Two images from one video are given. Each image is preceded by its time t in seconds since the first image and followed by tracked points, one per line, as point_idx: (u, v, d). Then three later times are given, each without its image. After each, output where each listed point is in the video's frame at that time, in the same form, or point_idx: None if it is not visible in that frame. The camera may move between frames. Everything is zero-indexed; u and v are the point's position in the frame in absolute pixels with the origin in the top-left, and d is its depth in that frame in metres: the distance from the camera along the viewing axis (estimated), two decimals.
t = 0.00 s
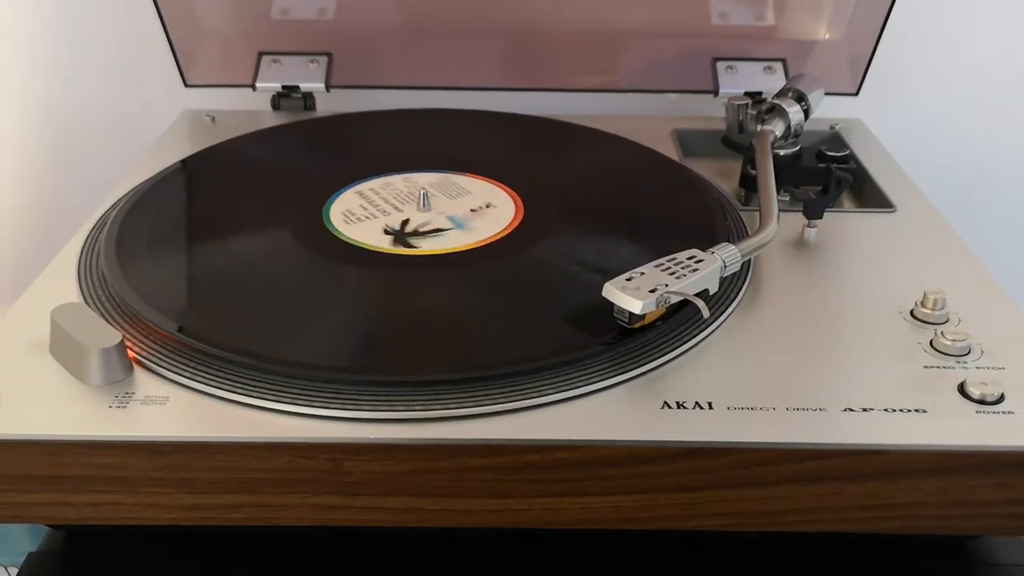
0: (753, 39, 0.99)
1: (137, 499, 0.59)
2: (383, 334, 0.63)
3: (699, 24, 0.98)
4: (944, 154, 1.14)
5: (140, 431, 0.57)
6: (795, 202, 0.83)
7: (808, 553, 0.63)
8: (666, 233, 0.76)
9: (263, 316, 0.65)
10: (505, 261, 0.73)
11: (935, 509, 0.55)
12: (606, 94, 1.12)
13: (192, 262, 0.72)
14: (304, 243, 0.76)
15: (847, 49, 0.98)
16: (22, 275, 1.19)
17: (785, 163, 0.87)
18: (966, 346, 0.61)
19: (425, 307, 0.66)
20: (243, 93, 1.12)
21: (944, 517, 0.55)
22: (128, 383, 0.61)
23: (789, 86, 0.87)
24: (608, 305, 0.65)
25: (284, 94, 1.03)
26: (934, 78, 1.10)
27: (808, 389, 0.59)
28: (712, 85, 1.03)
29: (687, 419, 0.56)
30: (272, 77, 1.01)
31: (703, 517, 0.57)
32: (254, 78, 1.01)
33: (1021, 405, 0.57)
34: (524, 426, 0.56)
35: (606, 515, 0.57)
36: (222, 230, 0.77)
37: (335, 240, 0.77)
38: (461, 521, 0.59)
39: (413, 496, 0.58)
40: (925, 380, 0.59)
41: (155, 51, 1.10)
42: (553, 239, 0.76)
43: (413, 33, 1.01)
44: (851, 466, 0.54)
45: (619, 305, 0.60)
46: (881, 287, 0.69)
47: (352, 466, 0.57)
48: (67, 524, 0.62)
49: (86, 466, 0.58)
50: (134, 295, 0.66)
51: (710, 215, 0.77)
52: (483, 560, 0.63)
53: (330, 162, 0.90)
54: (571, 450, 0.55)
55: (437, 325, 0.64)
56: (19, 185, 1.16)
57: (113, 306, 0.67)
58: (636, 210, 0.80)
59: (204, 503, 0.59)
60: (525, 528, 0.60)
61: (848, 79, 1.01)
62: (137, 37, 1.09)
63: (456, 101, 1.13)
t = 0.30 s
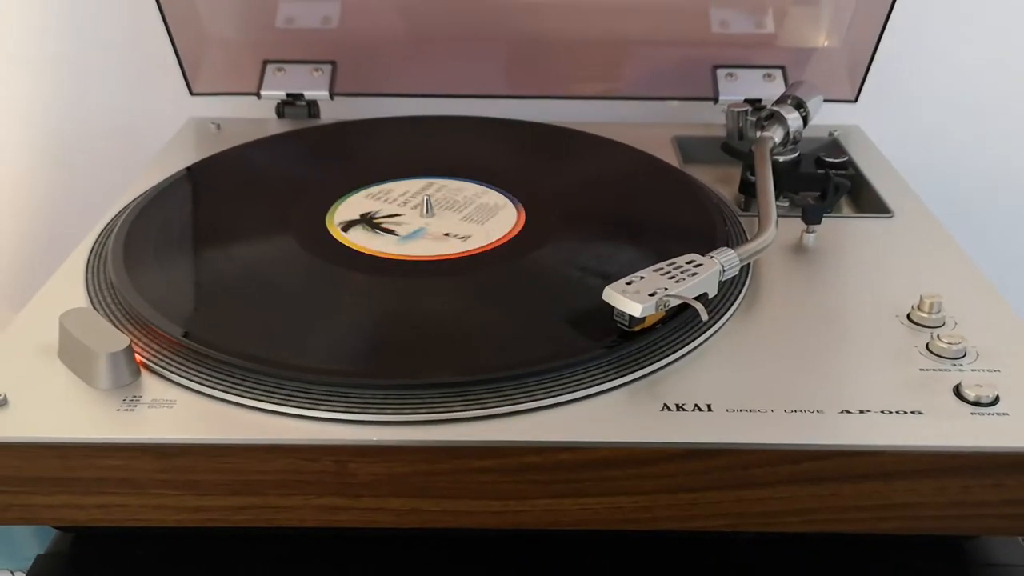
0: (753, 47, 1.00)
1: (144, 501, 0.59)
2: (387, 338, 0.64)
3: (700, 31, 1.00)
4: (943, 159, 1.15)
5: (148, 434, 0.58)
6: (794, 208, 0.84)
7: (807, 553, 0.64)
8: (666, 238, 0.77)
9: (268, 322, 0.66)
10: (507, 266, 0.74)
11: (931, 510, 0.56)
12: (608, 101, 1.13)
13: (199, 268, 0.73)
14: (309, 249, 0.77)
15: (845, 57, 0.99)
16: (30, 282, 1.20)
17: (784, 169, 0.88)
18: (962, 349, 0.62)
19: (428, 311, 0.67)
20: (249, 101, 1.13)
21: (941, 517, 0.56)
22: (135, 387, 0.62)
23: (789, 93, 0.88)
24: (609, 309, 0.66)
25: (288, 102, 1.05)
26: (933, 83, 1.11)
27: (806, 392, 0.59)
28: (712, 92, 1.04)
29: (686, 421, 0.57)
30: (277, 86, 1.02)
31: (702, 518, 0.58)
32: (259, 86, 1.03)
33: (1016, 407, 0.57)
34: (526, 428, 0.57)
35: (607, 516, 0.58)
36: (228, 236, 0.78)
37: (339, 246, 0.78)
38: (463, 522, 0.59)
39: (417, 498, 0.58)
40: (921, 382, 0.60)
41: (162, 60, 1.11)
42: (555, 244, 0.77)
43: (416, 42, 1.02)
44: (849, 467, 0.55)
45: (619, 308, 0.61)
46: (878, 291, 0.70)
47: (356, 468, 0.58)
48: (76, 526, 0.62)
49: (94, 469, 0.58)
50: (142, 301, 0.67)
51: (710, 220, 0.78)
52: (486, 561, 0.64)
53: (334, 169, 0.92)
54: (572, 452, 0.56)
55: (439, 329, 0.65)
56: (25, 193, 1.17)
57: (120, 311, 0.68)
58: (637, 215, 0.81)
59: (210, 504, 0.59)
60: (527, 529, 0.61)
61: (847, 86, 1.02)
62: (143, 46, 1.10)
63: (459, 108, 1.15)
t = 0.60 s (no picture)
0: (751, 50, 1.01)
1: (149, 498, 0.60)
2: (389, 337, 0.65)
3: (699, 35, 1.00)
4: (941, 160, 1.16)
5: (153, 431, 0.59)
6: (792, 208, 0.85)
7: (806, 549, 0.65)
8: (665, 239, 0.78)
9: (272, 321, 0.67)
10: (508, 267, 0.74)
11: (926, 505, 0.57)
12: (607, 104, 1.14)
13: (203, 269, 0.74)
14: (312, 250, 0.78)
15: (843, 60, 1.00)
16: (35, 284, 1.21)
17: (782, 170, 0.89)
18: (957, 347, 0.63)
19: (430, 310, 0.68)
20: (252, 104, 1.14)
21: (936, 513, 0.57)
22: (141, 386, 0.63)
23: (786, 95, 0.89)
24: (608, 308, 0.67)
25: (291, 106, 1.05)
26: (930, 85, 1.11)
27: (803, 389, 0.60)
28: (711, 95, 1.05)
29: (684, 417, 0.58)
30: (281, 89, 1.03)
31: (702, 514, 0.58)
32: (263, 90, 1.03)
33: (1010, 403, 0.58)
34: (526, 425, 0.58)
35: (607, 512, 0.59)
36: (232, 238, 0.79)
37: (342, 247, 0.79)
38: (465, 518, 0.60)
39: (419, 494, 0.59)
40: (917, 379, 0.61)
41: (166, 64, 1.12)
42: (555, 245, 0.78)
43: (417, 46, 1.03)
44: (844, 463, 0.56)
45: (617, 307, 0.62)
46: (875, 291, 0.71)
47: (358, 464, 0.58)
48: (82, 523, 0.63)
49: (100, 466, 0.59)
50: (147, 301, 0.68)
51: (709, 221, 0.79)
52: (488, 557, 0.65)
53: (336, 171, 0.92)
54: (573, 448, 0.57)
55: (441, 328, 0.65)
56: (30, 196, 1.18)
57: (125, 311, 0.69)
58: (636, 217, 0.82)
59: (215, 501, 0.60)
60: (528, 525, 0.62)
61: (845, 89, 1.03)
62: (147, 51, 1.11)
63: (460, 112, 1.15)
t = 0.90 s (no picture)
0: (750, 50, 1.02)
1: (155, 491, 0.61)
2: (392, 332, 0.66)
3: (698, 35, 1.01)
4: (938, 160, 1.17)
5: (160, 424, 0.60)
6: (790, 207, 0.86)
7: (803, 542, 0.66)
8: (664, 236, 0.79)
9: (276, 316, 0.68)
10: (509, 263, 0.75)
11: (919, 496, 0.58)
12: (607, 104, 1.15)
13: (208, 266, 0.75)
14: (315, 247, 0.79)
15: (841, 60, 1.01)
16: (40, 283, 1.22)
17: (780, 169, 0.90)
18: (952, 341, 0.64)
19: (433, 306, 0.69)
20: (255, 105, 1.15)
21: (929, 504, 0.58)
22: (147, 380, 0.64)
23: (784, 95, 0.90)
24: (608, 304, 0.68)
25: (294, 106, 1.07)
26: (927, 85, 1.12)
27: (800, 382, 0.61)
28: (711, 95, 1.06)
29: (682, 410, 0.59)
30: (282, 90, 1.04)
31: (700, 505, 0.60)
32: (266, 90, 1.04)
33: (1002, 396, 0.59)
34: (526, 418, 0.59)
35: (606, 505, 0.60)
36: (236, 235, 0.80)
37: (346, 244, 0.80)
38: (466, 510, 0.61)
39: (421, 487, 0.60)
40: (912, 373, 0.62)
41: (170, 65, 1.13)
42: (556, 242, 0.79)
43: (419, 46, 1.04)
44: (839, 455, 0.57)
45: (615, 301, 0.63)
46: (870, 287, 0.72)
47: (362, 457, 0.59)
48: (89, 516, 0.64)
49: (107, 458, 0.60)
50: (153, 297, 0.69)
51: (707, 219, 0.80)
52: (489, 549, 0.66)
53: (339, 170, 0.93)
54: (573, 441, 0.58)
55: (443, 323, 0.66)
56: (35, 197, 1.19)
57: (132, 307, 0.70)
58: (635, 215, 0.83)
59: (221, 493, 0.61)
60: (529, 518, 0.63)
61: (843, 89, 1.04)
62: (151, 52, 1.13)
63: (462, 112, 1.17)
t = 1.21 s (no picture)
0: (748, 48, 1.03)
1: (158, 483, 0.62)
2: (392, 325, 0.66)
3: (697, 33, 1.02)
4: (936, 157, 1.17)
5: (162, 416, 0.60)
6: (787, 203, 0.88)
7: (800, 534, 0.66)
8: (662, 232, 0.79)
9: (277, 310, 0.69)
10: (508, 259, 0.76)
11: (913, 487, 0.59)
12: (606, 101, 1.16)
13: (209, 260, 0.76)
14: (315, 242, 0.79)
15: (839, 58, 1.02)
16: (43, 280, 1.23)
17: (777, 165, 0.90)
18: (945, 335, 0.65)
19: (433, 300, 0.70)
20: (256, 102, 1.16)
21: (923, 495, 0.59)
22: (150, 373, 0.64)
23: (782, 92, 0.91)
24: (605, 298, 0.69)
25: (295, 103, 1.07)
26: (925, 84, 1.13)
27: (795, 375, 0.62)
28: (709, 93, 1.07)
29: (679, 402, 0.60)
30: (283, 87, 1.05)
31: (697, 496, 0.60)
32: (267, 88, 1.05)
33: (996, 389, 0.60)
34: (525, 410, 0.59)
35: (604, 496, 0.61)
36: (237, 231, 0.80)
37: (347, 239, 0.81)
38: (464, 501, 0.62)
39: (420, 478, 0.61)
40: (906, 366, 0.63)
41: (173, 63, 1.14)
42: (555, 237, 0.79)
43: (419, 44, 1.05)
44: (832, 446, 0.58)
45: (612, 294, 0.64)
46: (866, 282, 0.73)
47: (362, 449, 0.60)
48: (91, 507, 0.65)
49: (109, 451, 0.61)
50: (155, 292, 0.70)
51: (704, 215, 0.81)
52: (489, 541, 0.66)
53: (340, 167, 0.94)
54: (572, 433, 0.58)
55: (442, 317, 0.67)
56: (38, 194, 1.19)
57: (134, 301, 0.70)
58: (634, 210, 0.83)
59: (222, 485, 0.62)
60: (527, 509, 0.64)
61: (841, 86, 1.05)
62: (154, 50, 1.13)
63: (462, 109, 1.17)
